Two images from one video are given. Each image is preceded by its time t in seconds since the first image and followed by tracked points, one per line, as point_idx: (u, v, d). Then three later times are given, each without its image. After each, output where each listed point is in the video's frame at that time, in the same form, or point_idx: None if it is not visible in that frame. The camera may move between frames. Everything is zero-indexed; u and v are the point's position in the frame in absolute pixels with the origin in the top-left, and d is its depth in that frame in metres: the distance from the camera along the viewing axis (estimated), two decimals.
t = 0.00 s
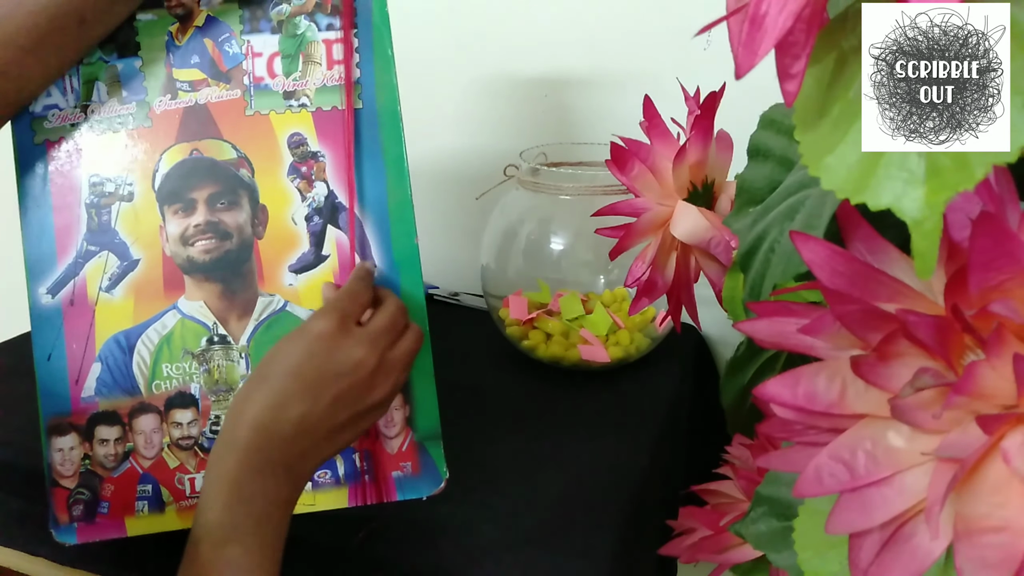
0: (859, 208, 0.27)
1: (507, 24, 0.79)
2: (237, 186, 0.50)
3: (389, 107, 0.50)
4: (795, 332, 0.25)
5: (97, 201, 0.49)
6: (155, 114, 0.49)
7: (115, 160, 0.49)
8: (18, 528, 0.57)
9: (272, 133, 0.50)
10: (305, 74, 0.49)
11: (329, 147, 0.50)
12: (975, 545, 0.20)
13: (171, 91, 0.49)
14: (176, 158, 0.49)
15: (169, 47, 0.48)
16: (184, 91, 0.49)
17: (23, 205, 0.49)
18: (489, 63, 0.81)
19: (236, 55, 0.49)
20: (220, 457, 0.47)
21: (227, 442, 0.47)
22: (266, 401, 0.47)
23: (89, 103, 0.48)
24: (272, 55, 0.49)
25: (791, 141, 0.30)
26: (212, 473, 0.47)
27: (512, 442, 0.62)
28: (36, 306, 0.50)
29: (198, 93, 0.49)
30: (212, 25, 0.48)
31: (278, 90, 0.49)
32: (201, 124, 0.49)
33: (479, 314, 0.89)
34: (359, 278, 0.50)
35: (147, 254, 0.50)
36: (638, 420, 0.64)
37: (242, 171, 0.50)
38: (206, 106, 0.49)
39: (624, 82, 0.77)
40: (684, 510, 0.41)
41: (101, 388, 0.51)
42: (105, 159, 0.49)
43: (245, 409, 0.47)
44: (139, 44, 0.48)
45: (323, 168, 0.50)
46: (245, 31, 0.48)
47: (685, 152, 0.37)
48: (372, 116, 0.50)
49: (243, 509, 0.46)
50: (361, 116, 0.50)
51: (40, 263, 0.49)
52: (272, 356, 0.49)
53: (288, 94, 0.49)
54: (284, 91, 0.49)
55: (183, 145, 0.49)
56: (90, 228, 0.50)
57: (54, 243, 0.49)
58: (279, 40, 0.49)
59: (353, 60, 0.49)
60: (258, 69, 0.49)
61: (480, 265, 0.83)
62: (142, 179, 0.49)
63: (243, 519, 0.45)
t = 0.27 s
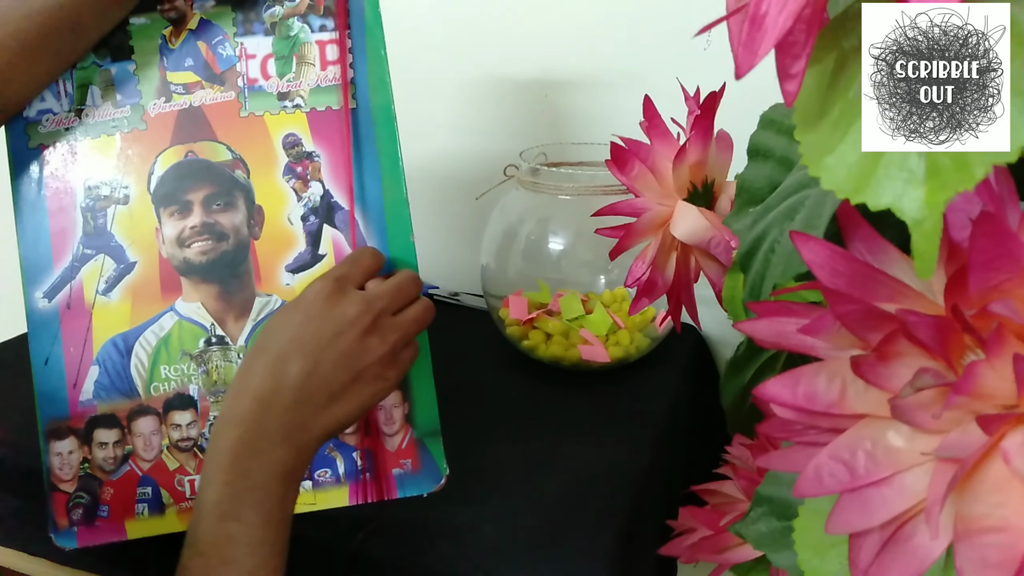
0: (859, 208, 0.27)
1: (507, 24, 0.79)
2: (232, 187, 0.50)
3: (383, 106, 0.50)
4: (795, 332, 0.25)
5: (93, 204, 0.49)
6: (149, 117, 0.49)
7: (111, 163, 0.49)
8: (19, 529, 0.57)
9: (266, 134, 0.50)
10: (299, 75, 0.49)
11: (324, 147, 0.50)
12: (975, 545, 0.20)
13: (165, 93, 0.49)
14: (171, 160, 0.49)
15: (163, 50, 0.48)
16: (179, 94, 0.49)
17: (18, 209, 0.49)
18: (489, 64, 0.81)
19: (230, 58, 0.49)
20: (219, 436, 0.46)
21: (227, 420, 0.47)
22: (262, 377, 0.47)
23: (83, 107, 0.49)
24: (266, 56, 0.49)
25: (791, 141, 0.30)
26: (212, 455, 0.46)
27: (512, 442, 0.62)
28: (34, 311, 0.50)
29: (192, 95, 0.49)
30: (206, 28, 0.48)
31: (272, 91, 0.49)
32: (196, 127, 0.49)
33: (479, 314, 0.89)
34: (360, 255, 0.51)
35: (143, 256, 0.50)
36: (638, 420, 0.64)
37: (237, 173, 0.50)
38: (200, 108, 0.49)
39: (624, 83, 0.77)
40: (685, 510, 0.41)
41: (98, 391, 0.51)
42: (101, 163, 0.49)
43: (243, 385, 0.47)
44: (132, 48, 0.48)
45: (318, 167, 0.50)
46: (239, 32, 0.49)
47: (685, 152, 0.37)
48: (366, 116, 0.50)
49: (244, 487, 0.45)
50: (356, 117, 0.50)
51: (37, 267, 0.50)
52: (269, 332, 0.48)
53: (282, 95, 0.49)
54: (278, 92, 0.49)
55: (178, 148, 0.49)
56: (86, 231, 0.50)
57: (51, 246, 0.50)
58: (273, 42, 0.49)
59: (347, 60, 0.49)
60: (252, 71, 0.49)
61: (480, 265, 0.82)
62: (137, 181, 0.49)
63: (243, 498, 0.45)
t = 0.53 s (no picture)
0: (860, 208, 0.27)
1: (507, 23, 0.79)
2: (228, 190, 0.50)
3: (382, 111, 0.50)
4: (795, 332, 0.25)
5: (87, 205, 0.49)
6: (146, 117, 0.49)
7: (107, 164, 0.49)
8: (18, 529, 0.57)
9: (265, 135, 0.50)
10: (298, 77, 0.49)
11: (322, 151, 0.50)
12: (975, 545, 0.20)
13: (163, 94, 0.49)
14: (166, 161, 0.49)
15: (161, 49, 0.48)
16: (176, 94, 0.49)
17: (14, 207, 0.49)
18: (489, 63, 0.81)
19: (228, 58, 0.49)
20: (279, 419, 0.41)
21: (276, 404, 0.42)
22: (316, 357, 0.44)
23: (80, 106, 0.48)
24: (264, 57, 0.49)
25: (791, 141, 0.30)
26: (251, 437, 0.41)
27: (512, 442, 0.62)
28: (28, 310, 0.50)
29: (190, 96, 0.49)
30: (204, 28, 0.48)
31: (270, 92, 0.49)
32: (192, 128, 0.49)
33: (479, 314, 0.89)
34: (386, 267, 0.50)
35: (137, 258, 0.50)
36: (639, 420, 0.64)
37: (233, 175, 0.50)
38: (197, 109, 0.49)
39: (624, 83, 0.77)
40: (685, 510, 0.41)
41: (90, 392, 0.51)
42: (97, 163, 0.49)
43: (294, 363, 0.43)
44: (131, 46, 0.48)
45: (315, 172, 0.50)
46: (237, 33, 0.49)
47: (685, 152, 0.37)
48: (365, 120, 0.50)
49: (293, 478, 0.40)
50: (355, 120, 0.50)
51: (32, 267, 0.50)
52: (306, 313, 0.46)
53: (280, 97, 0.49)
54: (276, 94, 0.49)
55: (174, 150, 0.49)
56: (81, 231, 0.50)
57: (46, 246, 0.50)
58: (272, 43, 0.49)
59: (346, 63, 0.49)
60: (250, 72, 0.49)
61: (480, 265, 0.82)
62: (133, 183, 0.49)
63: (298, 491, 0.40)
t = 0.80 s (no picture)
0: (859, 208, 0.27)
1: (507, 23, 0.79)
2: (235, 184, 0.50)
3: (391, 107, 0.50)
4: (795, 332, 0.25)
5: (90, 197, 0.49)
6: (149, 109, 0.49)
7: (110, 157, 0.49)
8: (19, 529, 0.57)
9: (271, 130, 0.50)
10: (305, 69, 0.49)
11: (329, 147, 0.50)
12: (975, 545, 0.20)
13: (167, 84, 0.49)
14: (171, 155, 0.49)
15: (164, 39, 0.48)
16: (181, 85, 0.49)
17: (15, 198, 0.49)
18: (489, 63, 0.81)
19: (235, 48, 0.49)
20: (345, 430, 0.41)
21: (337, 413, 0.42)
22: (390, 372, 0.43)
23: (81, 96, 0.48)
24: (271, 48, 0.49)
25: (791, 141, 0.30)
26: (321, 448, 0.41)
27: (512, 442, 0.62)
28: (30, 304, 0.50)
29: (194, 87, 0.49)
30: (210, 17, 0.48)
31: (276, 84, 0.49)
32: (197, 121, 0.49)
33: (479, 314, 0.89)
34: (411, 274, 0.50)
35: (143, 252, 0.50)
36: (639, 420, 0.64)
37: (240, 169, 0.50)
38: (202, 101, 0.49)
39: (624, 83, 0.77)
40: (685, 509, 0.41)
41: (97, 386, 0.51)
42: (99, 155, 0.49)
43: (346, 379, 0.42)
44: (133, 36, 0.48)
45: (323, 166, 0.50)
46: (243, 23, 0.49)
47: (685, 152, 0.37)
48: (374, 115, 0.50)
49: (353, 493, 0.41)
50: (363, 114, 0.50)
51: (34, 260, 0.50)
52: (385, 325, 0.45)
53: (286, 89, 0.49)
54: (282, 86, 0.49)
55: (178, 142, 0.49)
56: (85, 225, 0.50)
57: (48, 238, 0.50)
58: (278, 34, 0.49)
59: (355, 55, 0.49)
60: (256, 64, 0.49)
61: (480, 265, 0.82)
62: (135, 176, 0.49)
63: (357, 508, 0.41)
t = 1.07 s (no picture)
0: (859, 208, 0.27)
1: (508, 23, 0.79)
2: (237, 186, 0.50)
3: (392, 103, 0.50)
4: (795, 332, 0.25)
5: (90, 202, 0.49)
6: (148, 110, 0.49)
7: (109, 161, 0.49)
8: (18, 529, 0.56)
9: (272, 130, 0.50)
10: (305, 68, 0.49)
11: (331, 145, 0.50)
12: (975, 544, 0.21)
13: (164, 85, 0.49)
14: (172, 157, 0.49)
15: (161, 39, 0.48)
16: (178, 86, 0.49)
17: (14, 205, 0.49)
18: (489, 63, 0.81)
19: (233, 48, 0.48)
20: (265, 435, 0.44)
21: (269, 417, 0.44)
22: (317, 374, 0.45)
23: (78, 99, 0.48)
24: (270, 47, 0.49)
25: (791, 141, 0.30)
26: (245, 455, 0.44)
27: (512, 442, 0.62)
28: (34, 312, 0.50)
29: (193, 88, 0.49)
30: (206, 16, 0.48)
31: (277, 84, 0.49)
32: (197, 122, 0.49)
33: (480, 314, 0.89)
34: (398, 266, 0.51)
35: (145, 257, 0.50)
36: (639, 419, 0.64)
37: (242, 170, 0.50)
38: (201, 102, 0.49)
39: (623, 83, 0.77)
40: (685, 510, 0.41)
41: (102, 393, 0.51)
42: (99, 160, 0.49)
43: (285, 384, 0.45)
44: (128, 36, 0.48)
45: (326, 165, 0.50)
46: (240, 21, 0.48)
47: (685, 152, 0.37)
48: (376, 112, 0.50)
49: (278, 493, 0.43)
50: (365, 112, 0.50)
51: (35, 267, 0.50)
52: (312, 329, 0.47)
53: (287, 88, 0.49)
54: (283, 86, 0.49)
55: (179, 144, 0.49)
56: (85, 230, 0.50)
57: (49, 244, 0.50)
58: (277, 32, 0.49)
59: (355, 53, 0.49)
60: (255, 63, 0.49)
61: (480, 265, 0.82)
62: (135, 178, 0.49)
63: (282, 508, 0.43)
